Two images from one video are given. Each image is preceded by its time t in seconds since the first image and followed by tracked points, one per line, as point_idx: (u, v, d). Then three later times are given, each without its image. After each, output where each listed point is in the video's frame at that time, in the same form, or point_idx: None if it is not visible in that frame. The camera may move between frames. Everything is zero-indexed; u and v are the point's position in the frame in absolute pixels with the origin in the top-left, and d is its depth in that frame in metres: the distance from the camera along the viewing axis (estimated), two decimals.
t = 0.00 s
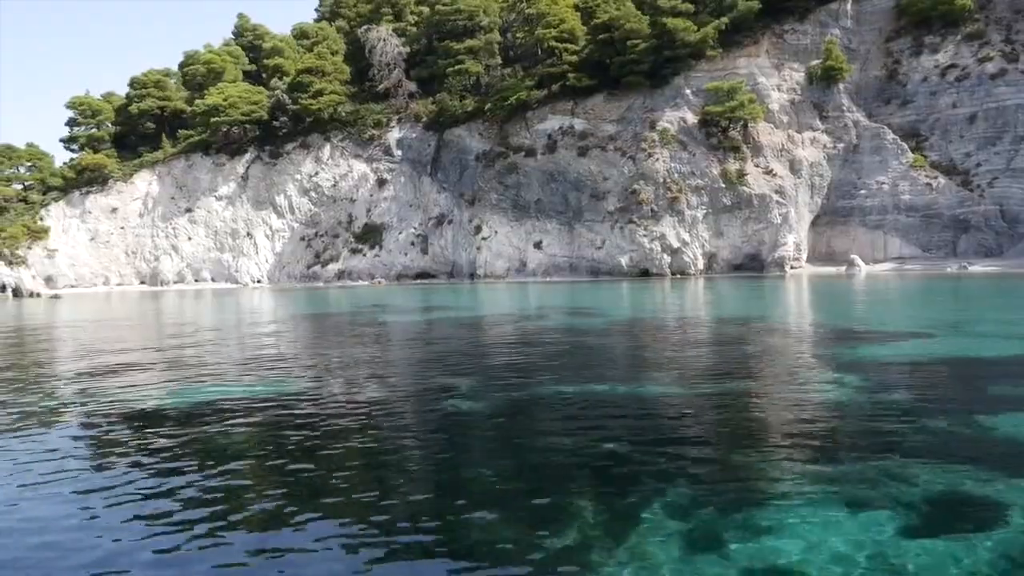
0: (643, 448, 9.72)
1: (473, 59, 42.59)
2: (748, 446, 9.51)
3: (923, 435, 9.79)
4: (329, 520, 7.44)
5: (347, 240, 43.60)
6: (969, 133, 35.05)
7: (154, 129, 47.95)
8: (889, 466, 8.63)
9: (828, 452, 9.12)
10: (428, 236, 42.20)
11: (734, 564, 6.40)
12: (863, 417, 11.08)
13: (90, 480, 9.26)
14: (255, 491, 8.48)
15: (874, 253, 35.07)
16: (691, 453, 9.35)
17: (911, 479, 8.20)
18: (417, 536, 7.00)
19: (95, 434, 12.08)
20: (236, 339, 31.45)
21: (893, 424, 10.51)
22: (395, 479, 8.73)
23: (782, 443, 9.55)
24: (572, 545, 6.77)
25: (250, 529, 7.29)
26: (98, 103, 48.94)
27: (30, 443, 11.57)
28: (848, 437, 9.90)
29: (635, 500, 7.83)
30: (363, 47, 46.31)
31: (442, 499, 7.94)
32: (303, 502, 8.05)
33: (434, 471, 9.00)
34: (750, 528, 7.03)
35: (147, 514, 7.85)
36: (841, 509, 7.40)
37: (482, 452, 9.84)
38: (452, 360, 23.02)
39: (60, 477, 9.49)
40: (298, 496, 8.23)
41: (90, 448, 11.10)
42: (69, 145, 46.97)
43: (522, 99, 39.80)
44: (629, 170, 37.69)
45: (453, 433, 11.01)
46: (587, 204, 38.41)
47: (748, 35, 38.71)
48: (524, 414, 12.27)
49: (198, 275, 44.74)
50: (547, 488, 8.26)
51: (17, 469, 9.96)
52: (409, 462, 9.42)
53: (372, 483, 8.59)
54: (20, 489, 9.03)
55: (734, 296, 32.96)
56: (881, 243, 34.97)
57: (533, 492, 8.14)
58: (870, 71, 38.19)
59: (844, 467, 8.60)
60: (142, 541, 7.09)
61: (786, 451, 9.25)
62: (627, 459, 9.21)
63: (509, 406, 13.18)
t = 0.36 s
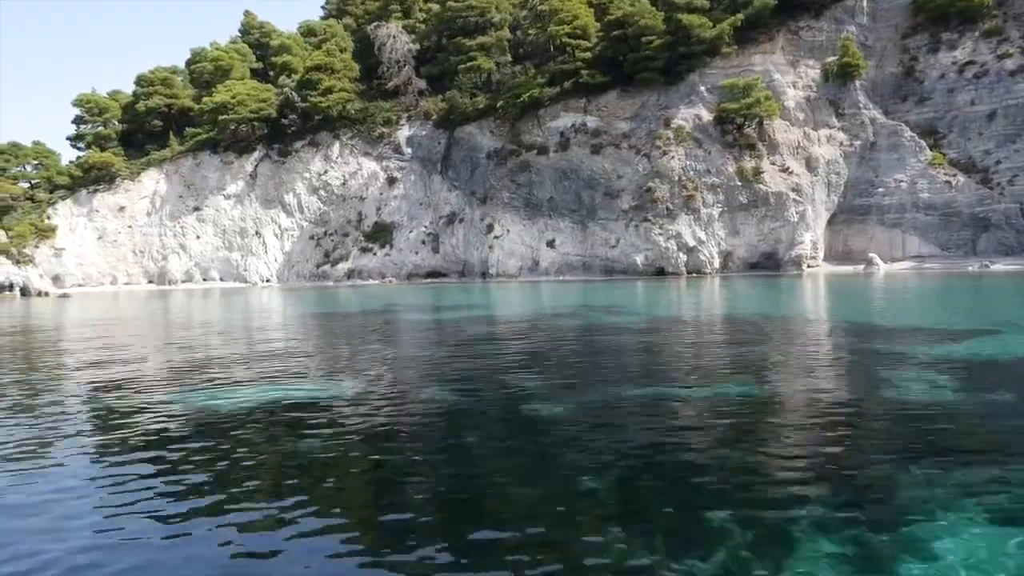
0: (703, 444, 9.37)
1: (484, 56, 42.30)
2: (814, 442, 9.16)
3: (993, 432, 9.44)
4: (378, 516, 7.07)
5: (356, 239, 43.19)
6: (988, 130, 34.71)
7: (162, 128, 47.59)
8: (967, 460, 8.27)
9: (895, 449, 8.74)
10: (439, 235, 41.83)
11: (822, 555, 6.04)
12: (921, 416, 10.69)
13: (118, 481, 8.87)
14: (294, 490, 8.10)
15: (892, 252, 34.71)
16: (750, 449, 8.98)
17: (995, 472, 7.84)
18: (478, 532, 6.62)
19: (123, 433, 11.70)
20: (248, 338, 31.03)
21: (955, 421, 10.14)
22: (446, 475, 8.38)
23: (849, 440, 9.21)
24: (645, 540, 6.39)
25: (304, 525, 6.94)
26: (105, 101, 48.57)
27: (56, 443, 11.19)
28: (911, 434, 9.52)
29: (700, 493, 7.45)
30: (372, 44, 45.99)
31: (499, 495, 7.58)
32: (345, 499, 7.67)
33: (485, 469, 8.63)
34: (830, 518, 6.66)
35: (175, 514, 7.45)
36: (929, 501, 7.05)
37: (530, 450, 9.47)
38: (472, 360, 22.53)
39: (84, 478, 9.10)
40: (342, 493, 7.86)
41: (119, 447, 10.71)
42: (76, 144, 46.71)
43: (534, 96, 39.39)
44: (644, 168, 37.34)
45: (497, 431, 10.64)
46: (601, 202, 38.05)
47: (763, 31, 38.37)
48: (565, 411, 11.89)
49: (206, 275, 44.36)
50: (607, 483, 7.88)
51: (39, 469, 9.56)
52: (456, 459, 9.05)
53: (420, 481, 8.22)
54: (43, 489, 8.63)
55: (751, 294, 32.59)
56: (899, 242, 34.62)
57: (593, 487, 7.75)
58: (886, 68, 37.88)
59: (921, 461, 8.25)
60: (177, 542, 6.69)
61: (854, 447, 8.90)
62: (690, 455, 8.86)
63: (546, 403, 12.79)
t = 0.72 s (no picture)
0: (765, 445, 9.02)
1: (497, 53, 41.98)
2: (883, 443, 8.82)
3: None
4: (428, 523, 6.69)
5: (366, 237, 42.78)
6: (1007, 128, 34.38)
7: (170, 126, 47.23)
8: None
9: (967, 451, 8.38)
10: (450, 233, 41.47)
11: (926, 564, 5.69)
12: (982, 418, 10.29)
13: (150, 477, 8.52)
14: (335, 492, 7.72)
15: (910, 251, 34.39)
16: (813, 450, 8.61)
17: None
18: (534, 543, 6.21)
19: (153, 429, 11.37)
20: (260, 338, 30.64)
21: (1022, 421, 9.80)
22: (504, 477, 8.04)
23: (919, 442, 8.86)
24: (728, 549, 6.01)
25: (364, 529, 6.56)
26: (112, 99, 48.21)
27: (84, 438, 10.86)
28: (978, 437, 9.15)
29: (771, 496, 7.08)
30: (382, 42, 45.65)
31: (564, 498, 7.23)
32: (392, 502, 7.29)
33: (537, 471, 8.26)
34: (923, 525, 6.28)
35: (203, 514, 7.13)
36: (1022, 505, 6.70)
37: (581, 450, 9.09)
38: (493, 358, 22.18)
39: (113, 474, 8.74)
40: (390, 497, 7.48)
41: (149, 444, 10.35)
42: (83, 142, 46.43)
43: (548, 94, 38.99)
44: (659, 166, 36.99)
45: (542, 428, 10.27)
46: (615, 201, 37.69)
47: (778, 28, 37.99)
48: (607, 410, 11.53)
49: (215, 274, 44.02)
50: (669, 486, 7.51)
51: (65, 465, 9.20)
52: (506, 460, 8.70)
53: (470, 483, 7.86)
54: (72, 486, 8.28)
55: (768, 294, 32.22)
56: (917, 240, 34.30)
57: (654, 492, 7.37)
58: (902, 65, 37.54)
59: (1002, 464, 7.90)
60: (201, 546, 6.33)
61: (927, 449, 8.56)
62: (756, 455, 8.52)
63: (584, 401, 12.44)
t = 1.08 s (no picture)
0: (835, 443, 8.69)
1: (509, 50, 41.68)
2: (958, 443, 8.49)
3: None
4: (500, 524, 6.37)
5: (376, 236, 42.38)
6: None
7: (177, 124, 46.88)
8: None
9: None
10: (461, 232, 41.12)
11: None
12: None
13: (170, 483, 8.13)
14: (380, 496, 7.35)
15: (928, 250, 34.14)
16: (884, 449, 8.28)
17: None
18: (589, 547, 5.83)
19: (182, 431, 11.00)
20: (273, 337, 30.30)
21: None
22: (568, 477, 7.72)
23: (995, 442, 8.52)
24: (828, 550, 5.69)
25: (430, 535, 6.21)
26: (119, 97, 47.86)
27: (105, 441, 10.46)
28: None
29: (849, 498, 6.72)
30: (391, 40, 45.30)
31: (638, 500, 6.91)
32: (434, 508, 6.92)
33: (597, 472, 7.91)
34: None
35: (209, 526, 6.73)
36: None
37: (639, 450, 8.75)
38: (515, 357, 21.82)
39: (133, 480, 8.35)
40: (452, 498, 7.16)
41: (187, 444, 10.02)
42: (90, 140, 46.07)
43: (561, 92, 38.66)
44: (674, 164, 36.66)
45: (595, 428, 9.94)
46: (629, 199, 37.33)
47: (794, 25, 37.61)
48: (656, 407, 11.18)
49: (223, 273, 43.68)
50: (739, 487, 7.15)
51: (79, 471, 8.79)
52: (563, 460, 8.35)
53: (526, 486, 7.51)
54: (88, 493, 7.87)
55: (785, 293, 31.87)
56: (936, 238, 34.03)
57: (724, 493, 7.00)
58: (918, 62, 37.23)
59: None
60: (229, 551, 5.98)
61: (1006, 448, 8.23)
62: (828, 454, 8.18)
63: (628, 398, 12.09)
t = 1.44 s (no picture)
0: (907, 441, 8.37)
1: (522, 48, 41.42)
2: None
3: None
4: (578, 522, 6.05)
5: (386, 235, 41.98)
6: None
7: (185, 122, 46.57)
8: None
9: None
10: (473, 231, 40.79)
11: None
12: None
13: (208, 478, 7.80)
14: (415, 494, 6.96)
15: (946, 248, 33.91)
16: (961, 448, 7.95)
17: None
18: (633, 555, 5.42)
19: (201, 428, 10.58)
20: (285, 337, 29.98)
21: None
22: (636, 473, 7.40)
23: None
24: (935, 551, 5.37)
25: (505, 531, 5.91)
26: (127, 95, 47.58)
27: (116, 437, 10.04)
28: None
29: (924, 501, 6.32)
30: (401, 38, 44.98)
31: (715, 497, 6.60)
32: (468, 507, 6.53)
33: (664, 468, 7.59)
34: None
35: (207, 523, 6.40)
36: None
37: (699, 446, 8.41)
38: (536, 355, 21.47)
39: (145, 476, 7.94)
40: (519, 494, 6.85)
41: (226, 439, 9.69)
42: (98, 138, 45.72)
43: (574, 89, 38.37)
44: (689, 162, 36.35)
45: (650, 424, 9.61)
46: (643, 197, 36.98)
47: (809, 22, 37.30)
48: (706, 404, 10.83)
49: (232, 272, 43.34)
50: (814, 483, 6.80)
51: (83, 470, 8.35)
52: (622, 457, 8.01)
53: (577, 484, 7.14)
54: (100, 490, 7.45)
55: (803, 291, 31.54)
56: (954, 237, 33.74)
57: (791, 493, 6.63)
58: (935, 59, 36.93)
59: None
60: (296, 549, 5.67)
61: None
62: (905, 452, 7.85)
63: (675, 395, 11.74)
